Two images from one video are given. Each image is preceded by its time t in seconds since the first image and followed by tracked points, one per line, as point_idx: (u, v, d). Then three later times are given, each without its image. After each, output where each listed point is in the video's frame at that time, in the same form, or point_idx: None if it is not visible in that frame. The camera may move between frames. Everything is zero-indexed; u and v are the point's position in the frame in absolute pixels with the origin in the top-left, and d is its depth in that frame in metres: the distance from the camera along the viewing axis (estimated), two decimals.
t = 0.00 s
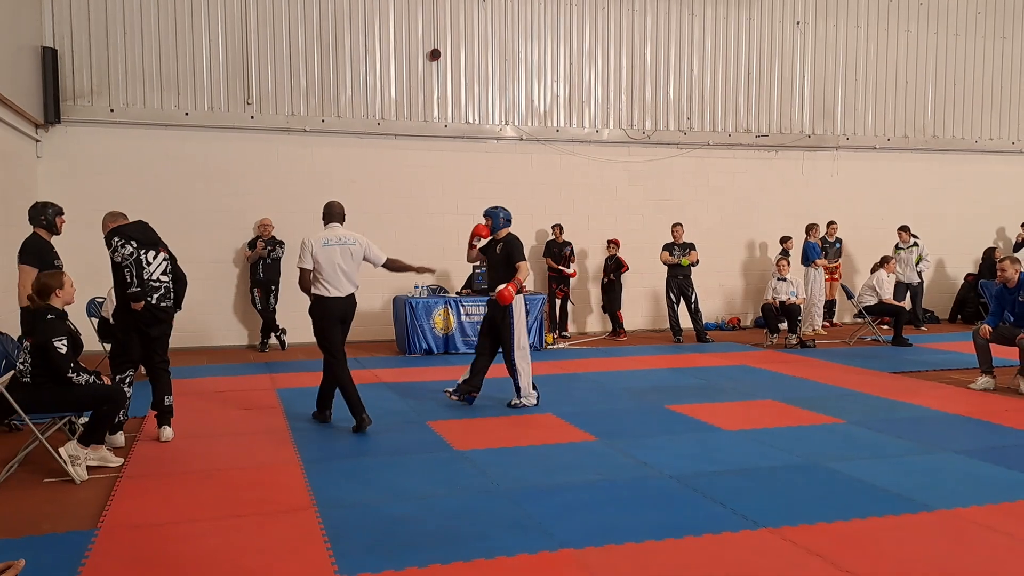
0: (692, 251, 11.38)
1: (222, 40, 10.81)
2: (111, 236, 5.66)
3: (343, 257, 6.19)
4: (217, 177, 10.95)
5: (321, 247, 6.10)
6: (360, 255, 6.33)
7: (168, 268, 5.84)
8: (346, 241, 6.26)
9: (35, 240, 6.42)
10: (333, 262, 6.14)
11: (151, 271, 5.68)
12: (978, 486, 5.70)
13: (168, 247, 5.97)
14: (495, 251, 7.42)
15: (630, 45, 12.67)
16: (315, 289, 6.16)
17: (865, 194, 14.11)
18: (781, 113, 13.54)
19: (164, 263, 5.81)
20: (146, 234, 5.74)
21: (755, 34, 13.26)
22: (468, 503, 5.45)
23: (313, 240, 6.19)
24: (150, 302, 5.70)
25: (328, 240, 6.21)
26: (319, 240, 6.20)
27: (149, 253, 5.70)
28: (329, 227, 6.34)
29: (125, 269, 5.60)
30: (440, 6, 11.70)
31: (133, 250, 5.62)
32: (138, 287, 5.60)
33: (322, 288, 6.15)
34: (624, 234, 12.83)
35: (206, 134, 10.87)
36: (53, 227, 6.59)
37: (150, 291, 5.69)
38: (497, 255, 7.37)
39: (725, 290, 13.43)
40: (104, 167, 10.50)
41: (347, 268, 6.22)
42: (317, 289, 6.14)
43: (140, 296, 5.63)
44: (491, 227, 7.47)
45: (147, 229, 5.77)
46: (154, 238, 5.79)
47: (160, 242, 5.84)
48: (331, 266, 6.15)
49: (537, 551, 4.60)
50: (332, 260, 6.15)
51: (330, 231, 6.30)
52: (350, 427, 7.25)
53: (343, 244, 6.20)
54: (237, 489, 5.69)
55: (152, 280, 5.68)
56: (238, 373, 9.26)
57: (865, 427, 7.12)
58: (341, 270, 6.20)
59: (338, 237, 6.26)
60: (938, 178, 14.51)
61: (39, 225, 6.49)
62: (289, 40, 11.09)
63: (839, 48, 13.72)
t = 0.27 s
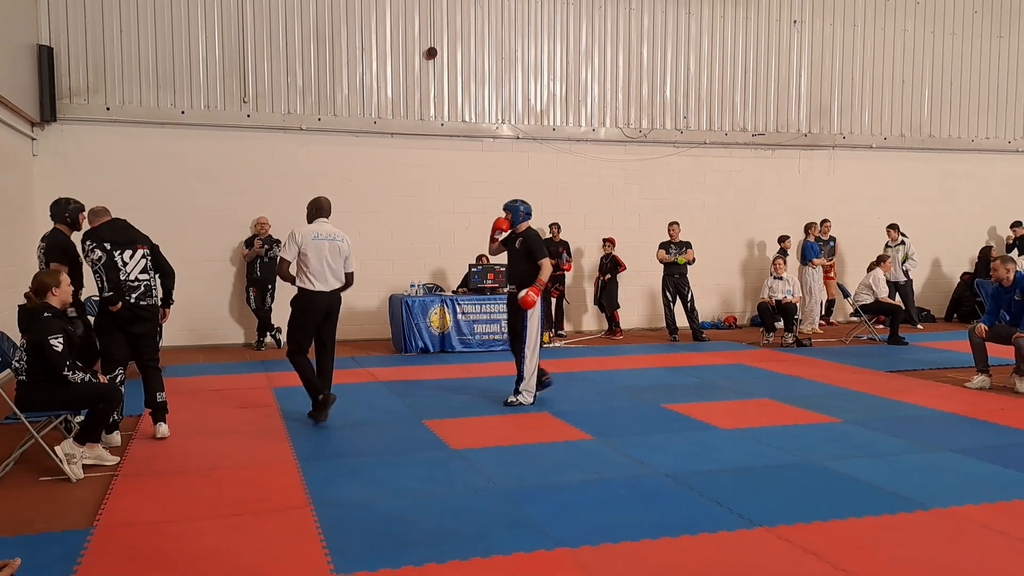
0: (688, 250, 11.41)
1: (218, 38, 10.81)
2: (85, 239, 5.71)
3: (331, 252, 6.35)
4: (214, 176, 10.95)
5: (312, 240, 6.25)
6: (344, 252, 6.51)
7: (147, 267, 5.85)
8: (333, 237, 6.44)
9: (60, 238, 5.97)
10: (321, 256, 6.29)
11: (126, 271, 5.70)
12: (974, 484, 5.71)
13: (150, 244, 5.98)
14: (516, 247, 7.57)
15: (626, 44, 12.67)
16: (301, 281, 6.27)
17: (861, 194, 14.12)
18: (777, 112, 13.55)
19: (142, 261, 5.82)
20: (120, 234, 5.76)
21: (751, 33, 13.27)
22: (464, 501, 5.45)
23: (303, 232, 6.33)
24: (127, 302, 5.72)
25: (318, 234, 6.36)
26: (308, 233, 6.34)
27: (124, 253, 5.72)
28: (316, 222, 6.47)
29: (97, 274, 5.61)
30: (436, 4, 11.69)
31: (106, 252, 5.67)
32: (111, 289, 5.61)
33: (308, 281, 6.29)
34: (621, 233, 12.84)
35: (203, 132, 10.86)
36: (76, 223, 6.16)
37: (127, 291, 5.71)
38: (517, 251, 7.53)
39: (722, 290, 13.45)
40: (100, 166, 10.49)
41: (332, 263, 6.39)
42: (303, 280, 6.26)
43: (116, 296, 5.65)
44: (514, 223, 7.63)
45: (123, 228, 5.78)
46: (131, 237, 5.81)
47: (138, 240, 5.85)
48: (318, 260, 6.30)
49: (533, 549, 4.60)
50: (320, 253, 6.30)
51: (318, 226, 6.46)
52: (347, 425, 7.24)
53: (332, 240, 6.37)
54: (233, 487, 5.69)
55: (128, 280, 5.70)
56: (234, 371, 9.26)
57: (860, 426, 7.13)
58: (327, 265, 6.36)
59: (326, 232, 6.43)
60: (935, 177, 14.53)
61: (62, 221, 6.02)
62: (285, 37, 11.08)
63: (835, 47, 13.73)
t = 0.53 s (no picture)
0: (683, 248, 11.40)
1: (212, 36, 10.78)
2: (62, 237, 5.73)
3: (319, 250, 6.51)
4: (210, 174, 10.93)
5: (305, 239, 6.37)
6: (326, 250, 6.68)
7: (123, 263, 5.79)
8: (318, 236, 6.59)
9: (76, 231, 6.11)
10: (311, 255, 6.44)
11: (99, 270, 5.68)
12: (970, 482, 5.72)
13: (129, 238, 5.90)
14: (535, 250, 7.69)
15: (622, 42, 12.65)
16: (292, 278, 6.38)
17: (858, 192, 14.12)
18: (773, 110, 13.54)
19: (117, 258, 5.77)
20: (95, 232, 5.71)
21: (747, 31, 13.25)
22: (459, 500, 5.45)
23: (292, 231, 6.41)
24: (101, 300, 5.70)
25: (305, 232, 6.48)
26: (297, 231, 6.43)
27: (97, 252, 5.69)
28: (297, 220, 6.56)
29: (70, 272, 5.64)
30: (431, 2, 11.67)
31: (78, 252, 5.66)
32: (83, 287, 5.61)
33: (297, 279, 6.40)
34: (617, 230, 12.83)
35: (198, 130, 10.84)
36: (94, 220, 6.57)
37: (101, 290, 5.71)
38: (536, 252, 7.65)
39: (718, 288, 13.45)
40: (96, 164, 10.47)
41: (319, 261, 6.55)
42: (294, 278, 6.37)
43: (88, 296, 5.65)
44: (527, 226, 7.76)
45: (98, 225, 5.72)
46: (106, 234, 5.75)
47: (114, 236, 5.78)
48: (308, 258, 6.43)
49: (529, 547, 4.60)
50: (309, 252, 6.45)
51: (302, 223, 6.55)
52: (342, 424, 7.24)
53: (320, 239, 6.52)
54: (228, 485, 5.69)
55: (101, 278, 5.68)
56: (230, 370, 9.25)
57: (855, 424, 7.14)
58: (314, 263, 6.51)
59: (311, 230, 6.56)
60: (931, 175, 14.52)
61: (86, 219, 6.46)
62: (280, 36, 11.06)
63: (831, 45, 13.71)
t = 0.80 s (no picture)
0: (680, 246, 11.40)
1: (208, 33, 10.77)
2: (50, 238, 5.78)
3: (297, 249, 6.61)
4: (206, 172, 10.93)
5: (284, 241, 6.46)
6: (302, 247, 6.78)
7: (105, 261, 5.73)
8: (294, 234, 6.67)
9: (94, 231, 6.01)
10: (290, 255, 6.54)
11: (83, 270, 5.68)
12: (965, 479, 5.74)
13: (115, 233, 5.80)
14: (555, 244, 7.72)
15: (618, 40, 12.65)
16: (273, 279, 6.48)
17: (854, 190, 14.13)
18: (770, 108, 13.54)
19: (99, 256, 5.71)
20: (77, 231, 5.69)
21: (744, 29, 13.25)
22: (455, 497, 5.46)
23: (269, 233, 6.47)
24: (86, 300, 5.71)
25: (282, 232, 6.55)
26: (274, 232, 6.50)
27: (79, 252, 5.67)
28: (270, 220, 6.60)
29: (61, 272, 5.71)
30: None
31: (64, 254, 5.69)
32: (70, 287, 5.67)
33: (278, 279, 6.51)
34: (614, 228, 12.84)
35: (194, 128, 10.84)
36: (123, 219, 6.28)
37: (87, 289, 5.71)
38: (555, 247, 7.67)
39: (715, 285, 13.46)
40: (92, 162, 10.47)
41: (297, 260, 6.66)
42: (276, 279, 6.48)
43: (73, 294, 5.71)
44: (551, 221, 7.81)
45: (79, 224, 5.70)
46: (88, 232, 5.70)
47: (96, 234, 5.73)
48: (288, 258, 6.53)
49: (525, 544, 4.61)
50: (289, 252, 6.54)
51: (276, 222, 6.61)
52: (338, 422, 7.25)
53: (297, 237, 6.61)
54: (224, 483, 5.69)
55: (85, 278, 5.68)
56: (226, 367, 9.25)
57: (850, 421, 7.15)
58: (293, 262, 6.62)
59: (288, 229, 6.63)
60: (928, 173, 14.53)
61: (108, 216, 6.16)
62: (276, 33, 11.05)
63: (828, 43, 13.72)
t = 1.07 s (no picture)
0: (677, 242, 11.35)
1: (206, 29, 10.76)
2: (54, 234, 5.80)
3: (289, 244, 6.65)
4: (204, 168, 10.92)
5: (277, 234, 6.49)
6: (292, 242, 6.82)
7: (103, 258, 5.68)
8: (286, 228, 6.70)
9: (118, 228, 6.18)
10: (282, 249, 6.57)
11: (79, 268, 5.67)
12: (962, 476, 5.75)
13: (113, 231, 5.73)
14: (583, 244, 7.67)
15: (616, 36, 12.65)
16: (264, 272, 6.50)
17: (852, 187, 14.14)
18: (768, 105, 13.55)
19: (98, 253, 5.67)
20: (78, 228, 5.69)
21: (742, 25, 13.25)
22: (453, 493, 5.46)
23: (263, 225, 6.49)
24: (82, 298, 5.71)
25: (275, 226, 6.58)
26: (267, 225, 6.52)
27: (77, 249, 5.67)
28: (261, 213, 6.62)
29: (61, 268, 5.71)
30: None
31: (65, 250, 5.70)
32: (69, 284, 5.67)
33: (268, 272, 6.54)
34: (612, 225, 12.85)
35: (192, 124, 10.83)
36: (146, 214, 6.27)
37: (84, 286, 5.70)
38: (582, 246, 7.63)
39: (713, 282, 13.47)
40: (90, 158, 10.46)
41: (288, 254, 6.69)
42: (266, 272, 6.51)
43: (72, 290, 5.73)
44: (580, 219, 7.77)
45: (80, 221, 5.70)
46: (88, 229, 5.69)
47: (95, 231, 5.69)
48: (279, 252, 6.56)
49: (523, 541, 4.62)
50: (281, 246, 6.57)
51: (269, 216, 6.63)
52: (336, 418, 7.25)
53: (289, 232, 6.64)
54: (222, 479, 5.69)
55: (81, 277, 5.67)
56: (224, 364, 9.25)
57: (848, 418, 7.16)
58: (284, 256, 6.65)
59: (280, 223, 6.66)
60: (925, 171, 14.55)
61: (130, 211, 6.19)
62: (274, 29, 11.04)
63: (826, 40, 13.73)
